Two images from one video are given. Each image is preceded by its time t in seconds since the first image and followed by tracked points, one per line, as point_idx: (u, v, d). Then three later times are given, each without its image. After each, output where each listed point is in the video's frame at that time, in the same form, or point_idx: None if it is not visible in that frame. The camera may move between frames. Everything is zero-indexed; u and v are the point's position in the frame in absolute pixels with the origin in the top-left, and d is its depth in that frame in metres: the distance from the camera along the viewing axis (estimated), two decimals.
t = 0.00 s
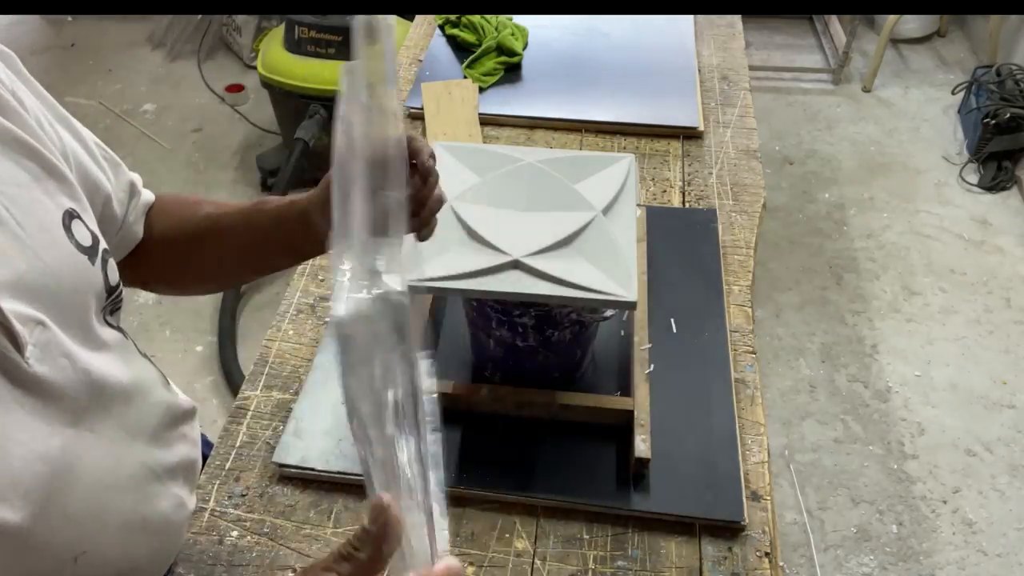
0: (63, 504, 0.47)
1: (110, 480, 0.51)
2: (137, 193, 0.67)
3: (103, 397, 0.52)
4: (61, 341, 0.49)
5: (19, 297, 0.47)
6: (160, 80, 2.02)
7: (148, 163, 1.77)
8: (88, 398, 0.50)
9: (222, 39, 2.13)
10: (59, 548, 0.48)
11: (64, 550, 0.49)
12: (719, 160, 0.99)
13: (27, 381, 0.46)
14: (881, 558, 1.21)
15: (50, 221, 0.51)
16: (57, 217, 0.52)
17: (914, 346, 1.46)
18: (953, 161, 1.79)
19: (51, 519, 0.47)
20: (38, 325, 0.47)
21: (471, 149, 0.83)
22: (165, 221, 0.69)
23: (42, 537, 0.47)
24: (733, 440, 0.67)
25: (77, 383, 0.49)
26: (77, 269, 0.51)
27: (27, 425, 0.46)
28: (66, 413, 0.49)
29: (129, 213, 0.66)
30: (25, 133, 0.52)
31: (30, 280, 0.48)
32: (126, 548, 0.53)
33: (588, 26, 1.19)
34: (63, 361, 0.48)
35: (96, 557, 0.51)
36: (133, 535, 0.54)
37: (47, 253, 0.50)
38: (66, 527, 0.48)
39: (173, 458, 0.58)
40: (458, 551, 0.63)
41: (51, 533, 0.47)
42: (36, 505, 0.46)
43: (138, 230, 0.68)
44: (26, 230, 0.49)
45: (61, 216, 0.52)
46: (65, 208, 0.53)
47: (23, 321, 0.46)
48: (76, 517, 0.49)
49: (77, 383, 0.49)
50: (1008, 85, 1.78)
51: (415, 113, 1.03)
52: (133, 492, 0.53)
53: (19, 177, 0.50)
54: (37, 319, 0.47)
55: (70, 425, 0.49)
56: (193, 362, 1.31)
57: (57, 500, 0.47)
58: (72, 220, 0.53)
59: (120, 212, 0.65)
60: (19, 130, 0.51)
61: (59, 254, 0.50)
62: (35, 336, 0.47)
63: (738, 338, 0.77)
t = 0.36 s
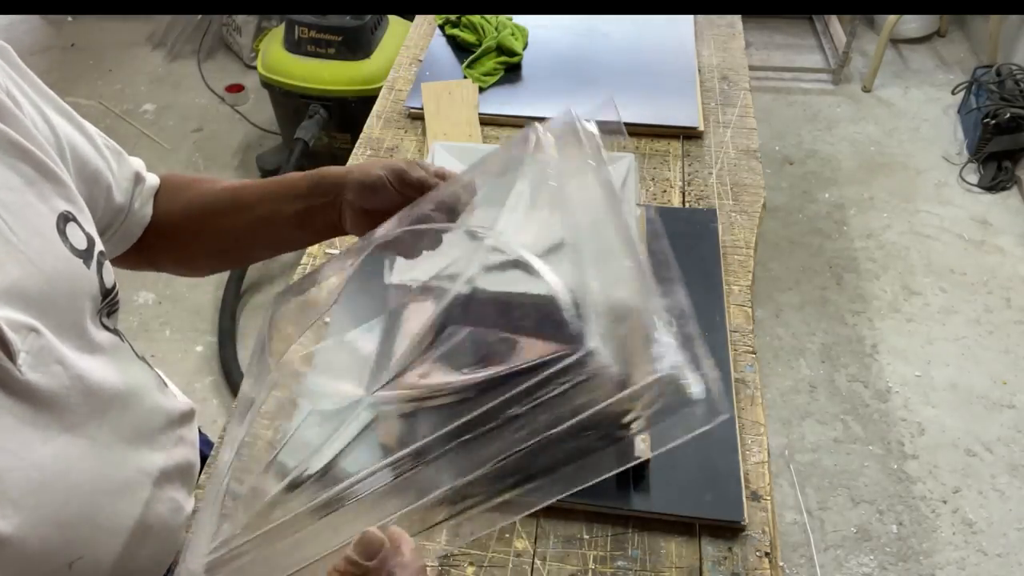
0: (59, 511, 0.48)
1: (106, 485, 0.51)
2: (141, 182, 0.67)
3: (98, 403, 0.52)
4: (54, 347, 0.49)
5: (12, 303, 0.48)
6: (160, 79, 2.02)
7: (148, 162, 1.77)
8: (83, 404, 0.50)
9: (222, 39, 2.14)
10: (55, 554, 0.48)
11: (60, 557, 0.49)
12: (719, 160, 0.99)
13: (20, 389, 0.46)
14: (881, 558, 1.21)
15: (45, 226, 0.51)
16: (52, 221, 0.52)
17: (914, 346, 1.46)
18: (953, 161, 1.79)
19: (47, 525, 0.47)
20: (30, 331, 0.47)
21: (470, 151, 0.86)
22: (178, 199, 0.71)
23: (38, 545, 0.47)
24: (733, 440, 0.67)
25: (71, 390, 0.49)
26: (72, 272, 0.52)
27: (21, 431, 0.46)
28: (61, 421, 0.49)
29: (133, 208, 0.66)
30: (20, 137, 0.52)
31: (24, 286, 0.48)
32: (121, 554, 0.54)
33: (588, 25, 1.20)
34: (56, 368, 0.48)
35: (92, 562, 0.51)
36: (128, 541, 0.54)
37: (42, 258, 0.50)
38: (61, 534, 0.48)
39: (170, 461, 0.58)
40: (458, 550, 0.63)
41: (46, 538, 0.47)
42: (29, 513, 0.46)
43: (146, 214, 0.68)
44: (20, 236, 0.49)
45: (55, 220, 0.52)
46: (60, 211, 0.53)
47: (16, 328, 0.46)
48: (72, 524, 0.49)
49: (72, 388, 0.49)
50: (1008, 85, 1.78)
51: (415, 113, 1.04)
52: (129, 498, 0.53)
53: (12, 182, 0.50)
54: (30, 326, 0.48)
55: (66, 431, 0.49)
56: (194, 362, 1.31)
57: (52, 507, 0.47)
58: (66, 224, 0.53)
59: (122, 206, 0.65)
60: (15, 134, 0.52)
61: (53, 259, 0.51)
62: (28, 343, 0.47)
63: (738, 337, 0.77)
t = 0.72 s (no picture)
0: (62, 512, 0.48)
1: (108, 486, 0.51)
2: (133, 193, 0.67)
3: (101, 404, 0.52)
4: (56, 348, 0.49)
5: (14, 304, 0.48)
6: (160, 79, 2.02)
7: (147, 162, 1.77)
8: (87, 405, 0.50)
9: (222, 40, 2.13)
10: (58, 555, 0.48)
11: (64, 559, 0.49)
12: (719, 160, 0.99)
13: (22, 390, 0.46)
14: (881, 558, 1.21)
15: (46, 226, 0.51)
16: (53, 222, 0.52)
17: (914, 346, 1.46)
18: (953, 161, 1.79)
19: (48, 527, 0.47)
20: (32, 332, 0.48)
21: (471, 151, 0.86)
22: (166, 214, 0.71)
23: (40, 547, 0.47)
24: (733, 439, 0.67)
25: (74, 391, 0.50)
26: (73, 273, 0.52)
27: (22, 432, 0.46)
28: (64, 422, 0.49)
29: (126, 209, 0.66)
30: (20, 138, 0.52)
31: (26, 286, 0.48)
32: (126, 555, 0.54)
33: (588, 25, 1.19)
34: (57, 369, 0.49)
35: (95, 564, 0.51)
36: (131, 542, 0.54)
37: (44, 258, 0.50)
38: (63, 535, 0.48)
39: (171, 462, 0.58)
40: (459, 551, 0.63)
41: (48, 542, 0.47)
42: (32, 514, 0.46)
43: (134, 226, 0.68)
44: (21, 236, 0.49)
45: (58, 221, 0.53)
46: (61, 212, 0.53)
47: (17, 329, 0.47)
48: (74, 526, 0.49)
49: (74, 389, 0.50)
50: (1008, 85, 1.78)
51: (415, 113, 1.03)
52: (130, 498, 0.53)
53: (15, 182, 0.51)
54: (31, 327, 0.48)
55: (68, 433, 0.49)
56: (194, 362, 1.31)
57: (54, 508, 0.47)
58: (68, 225, 0.53)
59: (118, 210, 0.65)
60: (15, 135, 0.52)
61: (55, 260, 0.51)
62: (29, 344, 0.47)
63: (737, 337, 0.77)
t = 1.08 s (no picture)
0: (64, 508, 0.48)
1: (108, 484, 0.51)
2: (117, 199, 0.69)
3: (104, 402, 0.52)
4: (57, 343, 0.49)
5: (16, 301, 0.48)
6: (160, 79, 2.02)
7: (148, 163, 1.77)
8: (90, 402, 0.50)
9: (222, 40, 2.13)
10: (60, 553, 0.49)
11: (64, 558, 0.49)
12: (719, 160, 0.99)
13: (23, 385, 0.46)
14: (881, 558, 1.21)
15: (47, 224, 0.51)
16: (53, 219, 0.52)
17: (914, 346, 1.46)
18: (952, 161, 1.79)
19: (50, 523, 0.47)
20: (33, 328, 0.47)
21: (472, 152, 0.85)
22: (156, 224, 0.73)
23: (42, 544, 0.47)
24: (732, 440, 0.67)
25: (75, 387, 0.49)
26: (74, 270, 0.52)
27: (25, 429, 0.46)
28: (65, 419, 0.49)
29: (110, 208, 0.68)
30: (20, 134, 0.52)
31: (27, 283, 0.48)
32: (126, 552, 0.54)
33: (588, 26, 1.19)
34: (59, 365, 0.48)
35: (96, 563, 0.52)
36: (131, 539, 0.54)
37: (43, 255, 0.50)
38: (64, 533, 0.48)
39: (174, 462, 0.58)
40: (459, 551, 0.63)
41: (49, 538, 0.47)
42: (35, 512, 0.46)
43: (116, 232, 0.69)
44: (22, 232, 0.49)
45: (58, 218, 0.53)
46: (61, 210, 0.54)
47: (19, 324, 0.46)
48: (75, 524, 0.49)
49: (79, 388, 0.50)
50: (1008, 85, 1.78)
51: (415, 113, 1.04)
52: (131, 496, 0.54)
53: (16, 178, 0.51)
54: (33, 322, 0.47)
55: (70, 430, 0.49)
56: (194, 363, 1.31)
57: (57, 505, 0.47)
58: (68, 222, 0.54)
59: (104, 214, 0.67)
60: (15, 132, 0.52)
61: (55, 256, 0.51)
62: (31, 340, 0.47)
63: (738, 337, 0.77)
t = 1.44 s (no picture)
0: (67, 511, 0.48)
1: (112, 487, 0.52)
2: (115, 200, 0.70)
3: (107, 404, 0.52)
4: (57, 347, 0.48)
5: (16, 305, 0.47)
6: (160, 80, 2.02)
7: (148, 163, 1.77)
8: (92, 406, 0.51)
9: (222, 39, 2.13)
10: (64, 557, 0.49)
11: (67, 563, 0.49)
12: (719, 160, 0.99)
13: (23, 389, 0.46)
14: (881, 558, 1.21)
15: (48, 227, 0.51)
16: (55, 222, 0.52)
17: (914, 346, 1.46)
18: (952, 161, 1.79)
19: (53, 526, 0.47)
20: (33, 332, 0.47)
21: (471, 153, 0.85)
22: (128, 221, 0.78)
23: (46, 548, 0.47)
24: (732, 441, 0.68)
25: (76, 391, 0.49)
26: (76, 273, 0.52)
27: (27, 434, 0.46)
28: (66, 423, 0.49)
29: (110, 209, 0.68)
30: (21, 138, 0.52)
31: (28, 288, 0.48)
32: (128, 552, 0.54)
33: (588, 26, 1.19)
34: (58, 370, 0.48)
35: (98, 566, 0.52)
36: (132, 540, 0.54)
37: (44, 259, 0.50)
38: (67, 537, 0.48)
39: (176, 464, 0.59)
40: (459, 551, 0.64)
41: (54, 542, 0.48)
42: (37, 516, 0.46)
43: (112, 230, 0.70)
44: (23, 235, 0.49)
45: (60, 220, 0.53)
46: (62, 213, 0.54)
47: (19, 330, 0.46)
48: (77, 528, 0.49)
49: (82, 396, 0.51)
50: (1007, 85, 1.78)
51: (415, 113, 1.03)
52: (134, 499, 0.54)
53: (19, 182, 0.51)
54: (34, 327, 0.47)
55: (72, 432, 0.49)
56: (195, 363, 1.32)
57: (59, 509, 0.47)
58: (70, 225, 0.54)
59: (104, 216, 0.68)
60: (16, 135, 0.52)
61: (55, 260, 0.51)
62: (32, 345, 0.47)
63: (738, 337, 0.77)
